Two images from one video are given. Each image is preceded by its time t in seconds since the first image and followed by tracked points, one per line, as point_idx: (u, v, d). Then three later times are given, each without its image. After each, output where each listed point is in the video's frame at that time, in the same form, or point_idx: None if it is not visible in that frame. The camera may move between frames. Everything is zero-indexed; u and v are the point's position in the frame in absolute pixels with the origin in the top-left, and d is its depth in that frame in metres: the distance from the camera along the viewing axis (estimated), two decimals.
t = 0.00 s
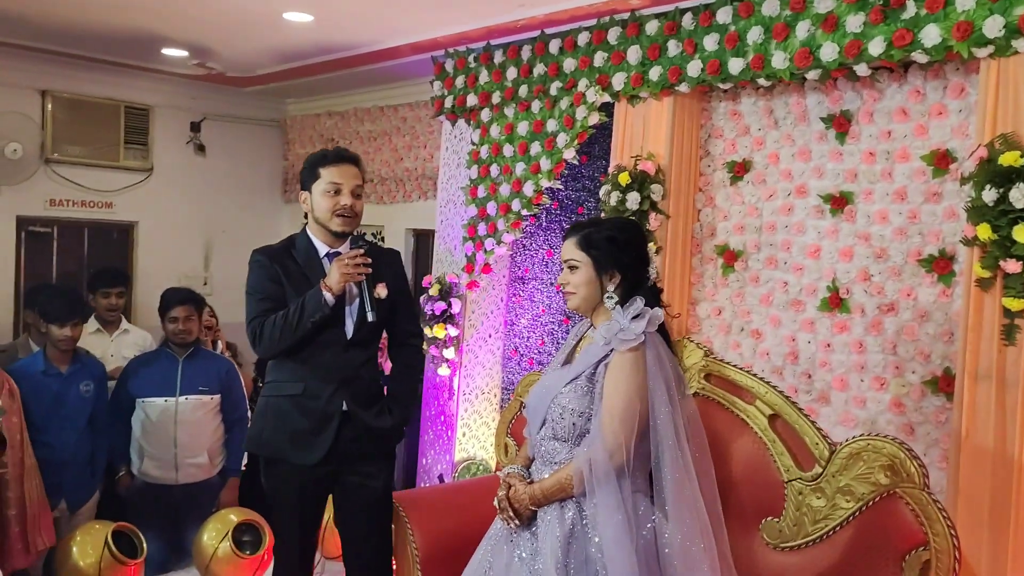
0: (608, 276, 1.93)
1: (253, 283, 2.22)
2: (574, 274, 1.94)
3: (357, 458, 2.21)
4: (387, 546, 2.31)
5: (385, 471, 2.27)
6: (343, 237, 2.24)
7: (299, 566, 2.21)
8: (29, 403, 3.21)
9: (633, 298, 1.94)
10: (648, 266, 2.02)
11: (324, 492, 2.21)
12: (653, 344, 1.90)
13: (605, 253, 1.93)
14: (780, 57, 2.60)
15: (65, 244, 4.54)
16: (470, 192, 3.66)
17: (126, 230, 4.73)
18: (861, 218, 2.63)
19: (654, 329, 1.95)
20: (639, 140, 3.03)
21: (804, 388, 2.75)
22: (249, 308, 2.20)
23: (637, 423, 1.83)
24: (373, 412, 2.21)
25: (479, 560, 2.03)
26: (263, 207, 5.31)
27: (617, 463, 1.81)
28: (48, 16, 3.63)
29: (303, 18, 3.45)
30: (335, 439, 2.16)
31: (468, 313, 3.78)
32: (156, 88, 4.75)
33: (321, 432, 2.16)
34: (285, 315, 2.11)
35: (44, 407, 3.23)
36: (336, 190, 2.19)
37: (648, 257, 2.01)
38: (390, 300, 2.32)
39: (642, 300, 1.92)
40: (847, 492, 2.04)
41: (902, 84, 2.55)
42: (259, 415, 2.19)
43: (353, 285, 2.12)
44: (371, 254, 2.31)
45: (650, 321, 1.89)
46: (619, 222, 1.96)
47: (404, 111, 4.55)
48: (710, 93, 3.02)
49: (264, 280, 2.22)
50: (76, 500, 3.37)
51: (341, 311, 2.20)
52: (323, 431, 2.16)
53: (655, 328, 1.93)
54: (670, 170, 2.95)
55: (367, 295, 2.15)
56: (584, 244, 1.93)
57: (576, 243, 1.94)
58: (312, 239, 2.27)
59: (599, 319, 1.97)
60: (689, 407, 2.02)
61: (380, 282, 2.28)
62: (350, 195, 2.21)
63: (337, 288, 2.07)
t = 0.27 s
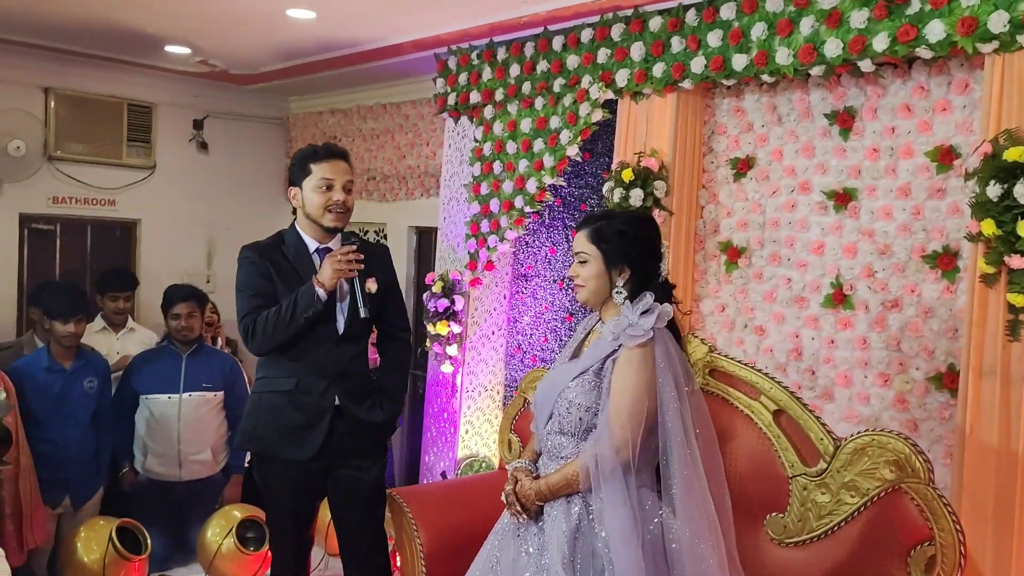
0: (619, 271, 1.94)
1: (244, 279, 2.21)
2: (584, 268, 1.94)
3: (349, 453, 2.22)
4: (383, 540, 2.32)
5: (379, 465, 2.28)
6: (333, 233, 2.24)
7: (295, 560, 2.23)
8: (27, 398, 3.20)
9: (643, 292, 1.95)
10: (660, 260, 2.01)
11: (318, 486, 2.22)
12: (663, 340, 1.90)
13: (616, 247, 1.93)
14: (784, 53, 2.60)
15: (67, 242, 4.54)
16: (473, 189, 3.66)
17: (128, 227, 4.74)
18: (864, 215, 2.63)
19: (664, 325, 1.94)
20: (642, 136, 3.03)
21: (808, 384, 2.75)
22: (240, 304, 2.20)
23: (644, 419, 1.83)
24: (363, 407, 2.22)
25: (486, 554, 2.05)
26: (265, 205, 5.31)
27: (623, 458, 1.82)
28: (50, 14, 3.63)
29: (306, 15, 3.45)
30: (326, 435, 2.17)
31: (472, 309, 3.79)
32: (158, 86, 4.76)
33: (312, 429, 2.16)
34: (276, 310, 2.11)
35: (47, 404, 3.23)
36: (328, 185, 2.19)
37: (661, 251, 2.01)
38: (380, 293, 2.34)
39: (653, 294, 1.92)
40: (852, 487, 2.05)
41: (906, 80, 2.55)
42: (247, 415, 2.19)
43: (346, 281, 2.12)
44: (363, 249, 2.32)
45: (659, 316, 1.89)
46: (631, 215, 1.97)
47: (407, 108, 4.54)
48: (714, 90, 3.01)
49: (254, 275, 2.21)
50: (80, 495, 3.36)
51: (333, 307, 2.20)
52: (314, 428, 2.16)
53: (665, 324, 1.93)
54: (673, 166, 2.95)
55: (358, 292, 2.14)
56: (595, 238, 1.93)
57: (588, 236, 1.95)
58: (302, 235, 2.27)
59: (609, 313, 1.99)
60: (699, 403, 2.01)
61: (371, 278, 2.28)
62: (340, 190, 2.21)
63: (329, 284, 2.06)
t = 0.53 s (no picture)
0: (625, 264, 1.93)
1: (238, 273, 2.20)
2: (590, 260, 1.95)
3: (340, 447, 2.21)
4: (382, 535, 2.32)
5: (374, 457, 2.27)
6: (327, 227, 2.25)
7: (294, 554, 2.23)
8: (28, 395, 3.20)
9: (649, 286, 1.95)
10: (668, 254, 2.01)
11: (316, 479, 2.22)
12: (667, 335, 1.91)
13: (622, 240, 1.93)
14: (786, 49, 2.59)
15: (69, 239, 4.54)
16: (475, 186, 3.66)
17: (130, 225, 4.74)
18: (867, 211, 2.63)
19: (668, 319, 1.95)
20: (644, 132, 3.03)
21: (810, 380, 2.75)
22: (235, 299, 2.19)
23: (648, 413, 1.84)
24: (359, 401, 2.22)
25: (490, 549, 2.05)
26: (266, 202, 5.31)
27: (626, 453, 1.82)
28: (52, 10, 3.63)
29: (308, 11, 3.45)
30: (322, 429, 2.17)
31: (473, 305, 3.79)
32: (160, 83, 4.75)
33: (308, 423, 2.16)
34: (271, 305, 2.10)
35: (49, 400, 3.23)
36: (323, 178, 2.20)
37: (670, 245, 2.00)
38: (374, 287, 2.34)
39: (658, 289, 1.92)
40: (855, 482, 2.05)
41: (908, 76, 2.54)
42: (242, 410, 2.19)
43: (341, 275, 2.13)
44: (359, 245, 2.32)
45: (664, 310, 1.89)
46: (639, 209, 1.97)
47: (408, 106, 4.54)
48: (716, 86, 3.01)
49: (248, 270, 2.21)
50: (82, 491, 3.37)
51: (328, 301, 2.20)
52: (310, 422, 2.16)
53: (670, 319, 1.93)
54: (675, 163, 2.94)
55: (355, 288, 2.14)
56: (601, 231, 1.94)
57: (595, 228, 1.95)
58: (296, 230, 2.27)
59: (615, 306, 1.98)
60: (704, 399, 2.01)
61: (365, 273, 2.29)
62: (336, 183, 2.22)
63: (324, 279, 2.07)
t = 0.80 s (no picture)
0: (630, 261, 1.93)
1: (238, 271, 2.20)
2: (594, 258, 1.94)
3: (340, 446, 2.20)
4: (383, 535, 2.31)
5: (374, 456, 2.27)
6: (328, 225, 2.23)
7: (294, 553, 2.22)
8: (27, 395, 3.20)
9: (654, 284, 1.95)
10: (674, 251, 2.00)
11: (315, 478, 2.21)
12: (672, 333, 1.90)
13: (627, 237, 1.92)
14: (789, 47, 2.58)
15: (69, 237, 4.53)
16: (476, 184, 3.65)
17: (130, 223, 4.73)
18: (870, 210, 2.62)
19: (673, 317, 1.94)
20: (646, 131, 3.02)
21: (813, 379, 2.74)
22: (235, 296, 2.18)
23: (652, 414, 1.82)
24: (360, 400, 2.21)
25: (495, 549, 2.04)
26: (267, 201, 5.30)
27: (630, 454, 1.81)
28: (52, 9, 3.62)
29: (309, 10, 3.44)
30: (322, 427, 2.16)
31: (473, 304, 3.79)
32: (160, 82, 4.74)
33: (307, 421, 2.15)
34: (271, 302, 2.09)
35: (49, 401, 3.23)
36: (326, 178, 2.18)
37: (676, 243, 2.00)
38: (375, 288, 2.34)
39: (664, 286, 1.91)
40: (858, 481, 2.04)
41: (912, 74, 2.53)
42: (241, 408, 2.18)
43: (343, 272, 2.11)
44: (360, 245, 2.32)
45: (668, 309, 1.89)
46: (645, 206, 1.95)
47: (409, 104, 4.53)
48: (718, 84, 3.00)
49: (249, 267, 2.20)
50: (81, 491, 3.34)
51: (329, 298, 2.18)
52: (309, 420, 2.15)
53: (674, 317, 1.92)
54: (677, 161, 2.93)
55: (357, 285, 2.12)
56: (606, 228, 1.93)
57: (600, 226, 1.94)
58: (297, 227, 2.26)
59: (620, 303, 1.98)
60: (710, 399, 2.00)
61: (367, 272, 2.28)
62: (338, 183, 2.20)
63: (325, 276, 2.06)
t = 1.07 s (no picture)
0: (631, 262, 1.92)
1: (252, 271, 2.18)
2: (596, 259, 1.94)
3: (342, 448, 2.20)
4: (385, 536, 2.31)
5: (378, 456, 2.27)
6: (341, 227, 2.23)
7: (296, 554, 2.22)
8: (28, 395, 3.19)
9: (657, 283, 1.93)
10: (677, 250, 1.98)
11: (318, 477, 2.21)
12: (675, 334, 1.89)
13: (628, 237, 1.92)
14: (792, 47, 2.58)
15: (70, 237, 4.53)
16: (477, 184, 3.64)
17: (131, 223, 4.72)
18: (872, 210, 2.61)
19: (677, 318, 1.93)
20: (648, 131, 3.01)
21: (815, 380, 2.73)
22: (249, 298, 2.17)
23: (657, 417, 1.82)
24: (363, 399, 2.21)
25: (506, 552, 2.04)
26: (269, 200, 5.30)
27: (635, 458, 1.80)
28: (53, 8, 3.61)
29: (311, 9, 3.43)
30: (331, 427, 2.16)
31: (474, 306, 3.78)
32: (161, 81, 4.74)
33: (314, 421, 2.15)
34: (288, 305, 2.09)
35: (49, 401, 3.23)
36: (339, 179, 2.18)
37: (679, 242, 1.98)
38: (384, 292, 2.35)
39: (666, 286, 1.91)
40: (861, 483, 2.04)
41: (915, 74, 2.52)
42: (247, 408, 2.18)
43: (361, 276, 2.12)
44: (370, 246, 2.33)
45: (671, 309, 1.88)
46: (646, 205, 1.94)
47: (411, 104, 4.53)
48: (720, 84, 2.99)
49: (263, 268, 2.18)
50: (82, 491, 3.33)
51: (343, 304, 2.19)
52: (318, 422, 2.15)
53: (677, 318, 1.91)
54: (679, 161, 2.92)
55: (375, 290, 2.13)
56: (606, 229, 1.93)
57: (600, 227, 1.94)
58: (311, 229, 2.26)
59: (625, 306, 1.96)
60: (717, 401, 1.99)
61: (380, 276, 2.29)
62: (351, 184, 2.20)
63: (343, 279, 2.07)
